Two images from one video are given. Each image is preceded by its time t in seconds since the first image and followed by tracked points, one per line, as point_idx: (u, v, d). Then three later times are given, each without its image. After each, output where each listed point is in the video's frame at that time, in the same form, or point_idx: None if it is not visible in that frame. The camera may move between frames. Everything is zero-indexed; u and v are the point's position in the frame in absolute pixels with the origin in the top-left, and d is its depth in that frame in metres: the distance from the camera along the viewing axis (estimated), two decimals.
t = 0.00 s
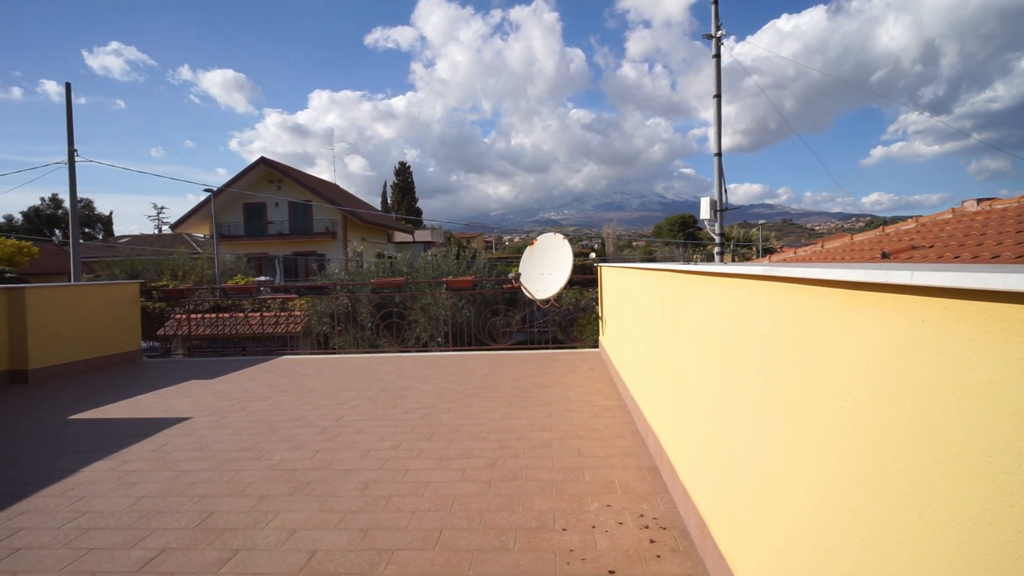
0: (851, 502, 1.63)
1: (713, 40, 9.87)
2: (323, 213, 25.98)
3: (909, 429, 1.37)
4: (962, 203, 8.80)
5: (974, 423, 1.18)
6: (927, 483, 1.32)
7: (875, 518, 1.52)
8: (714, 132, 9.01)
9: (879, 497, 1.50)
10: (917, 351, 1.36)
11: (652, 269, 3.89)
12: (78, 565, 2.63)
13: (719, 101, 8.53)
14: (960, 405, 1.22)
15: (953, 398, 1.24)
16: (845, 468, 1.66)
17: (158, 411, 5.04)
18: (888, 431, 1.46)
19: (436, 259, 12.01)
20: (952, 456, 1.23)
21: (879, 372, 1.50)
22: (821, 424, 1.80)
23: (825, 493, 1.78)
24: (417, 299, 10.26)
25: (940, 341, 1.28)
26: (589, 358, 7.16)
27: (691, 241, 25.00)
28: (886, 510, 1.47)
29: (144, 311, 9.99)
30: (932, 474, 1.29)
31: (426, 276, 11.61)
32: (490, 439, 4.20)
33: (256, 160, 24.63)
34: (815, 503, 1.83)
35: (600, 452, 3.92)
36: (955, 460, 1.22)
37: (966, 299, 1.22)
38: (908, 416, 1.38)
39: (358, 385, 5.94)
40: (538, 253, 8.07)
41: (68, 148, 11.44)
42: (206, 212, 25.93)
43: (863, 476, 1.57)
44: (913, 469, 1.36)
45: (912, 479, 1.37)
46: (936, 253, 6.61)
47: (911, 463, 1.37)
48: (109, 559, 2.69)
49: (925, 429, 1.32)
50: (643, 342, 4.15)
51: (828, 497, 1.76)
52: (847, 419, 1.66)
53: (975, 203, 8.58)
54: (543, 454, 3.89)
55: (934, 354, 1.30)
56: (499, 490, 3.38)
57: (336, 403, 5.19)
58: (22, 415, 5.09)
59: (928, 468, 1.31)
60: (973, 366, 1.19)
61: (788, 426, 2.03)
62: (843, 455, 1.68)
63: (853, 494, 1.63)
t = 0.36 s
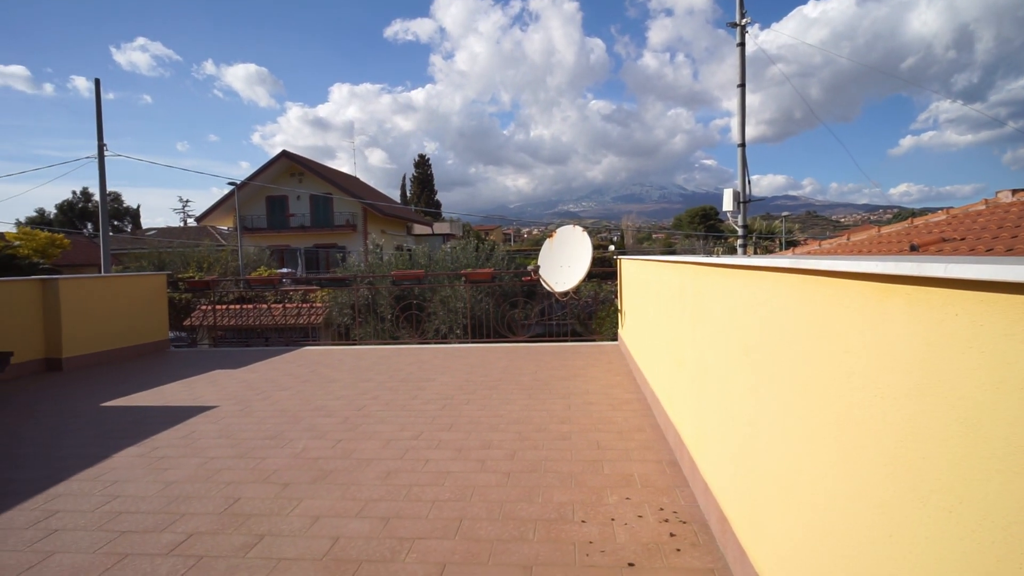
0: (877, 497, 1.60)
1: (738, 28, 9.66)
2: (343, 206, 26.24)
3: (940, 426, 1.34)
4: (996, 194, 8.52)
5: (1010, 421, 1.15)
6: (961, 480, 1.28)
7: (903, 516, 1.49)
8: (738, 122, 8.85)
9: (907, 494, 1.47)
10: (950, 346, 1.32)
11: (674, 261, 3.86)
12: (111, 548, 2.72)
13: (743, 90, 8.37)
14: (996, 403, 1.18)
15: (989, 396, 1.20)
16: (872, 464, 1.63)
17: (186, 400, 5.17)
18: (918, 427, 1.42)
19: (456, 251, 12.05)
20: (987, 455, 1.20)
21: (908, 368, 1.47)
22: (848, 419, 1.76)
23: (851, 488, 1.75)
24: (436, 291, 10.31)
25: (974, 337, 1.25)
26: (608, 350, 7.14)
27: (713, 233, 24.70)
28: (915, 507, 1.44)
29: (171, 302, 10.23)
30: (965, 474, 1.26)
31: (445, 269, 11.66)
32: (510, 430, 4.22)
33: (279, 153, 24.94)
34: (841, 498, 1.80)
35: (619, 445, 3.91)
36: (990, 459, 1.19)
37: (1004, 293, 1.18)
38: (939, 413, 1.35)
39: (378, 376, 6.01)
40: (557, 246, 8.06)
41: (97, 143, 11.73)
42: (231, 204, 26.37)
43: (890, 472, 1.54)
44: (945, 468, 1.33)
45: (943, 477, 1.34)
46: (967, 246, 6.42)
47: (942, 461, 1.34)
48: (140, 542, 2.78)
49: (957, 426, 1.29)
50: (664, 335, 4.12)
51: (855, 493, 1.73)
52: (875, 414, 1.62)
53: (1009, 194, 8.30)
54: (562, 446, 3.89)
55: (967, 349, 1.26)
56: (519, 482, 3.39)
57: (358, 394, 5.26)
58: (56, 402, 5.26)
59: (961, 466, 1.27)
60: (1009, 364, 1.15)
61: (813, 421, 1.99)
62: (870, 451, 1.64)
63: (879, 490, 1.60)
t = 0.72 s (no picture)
0: (902, 497, 1.57)
1: (762, 20, 9.48)
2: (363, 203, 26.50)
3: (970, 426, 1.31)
4: None
5: None
6: (991, 481, 1.25)
7: (928, 517, 1.46)
8: (760, 117, 8.70)
9: (933, 495, 1.44)
10: (981, 343, 1.28)
11: (694, 258, 3.82)
12: (139, 536, 2.80)
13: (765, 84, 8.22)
14: None
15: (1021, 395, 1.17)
16: (896, 464, 1.59)
17: (212, 393, 5.29)
18: (948, 425, 1.39)
19: (474, 248, 12.08)
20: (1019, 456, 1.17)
21: (935, 366, 1.44)
22: (872, 418, 1.73)
23: (876, 489, 1.71)
24: (455, 288, 10.33)
25: (1005, 335, 1.22)
26: (627, 348, 7.10)
27: (734, 229, 24.39)
28: (941, 507, 1.41)
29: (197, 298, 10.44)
30: (996, 475, 1.23)
31: (464, 265, 11.69)
32: (528, 427, 4.23)
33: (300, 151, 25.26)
34: (864, 499, 1.77)
35: (638, 443, 3.89)
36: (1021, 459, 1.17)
37: None
38: (968, 413, 1.32)
39: (398, 372, 6.07)
40: (575, 243, 8.03)
41: (126, 142, 12.01)
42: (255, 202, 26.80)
43: (917, 472, 1.51)
44: (974, 468, 1.30)
45: (973, 478, 1.31)
46: (998, 243, 6.24)
47: (971, 462, 1.31)
48: (168, 531, 2.85)
49: (988, 426, 1.26)
50: (684, 333, 4.08)
51: (879, 493, 1.69)
52: (900, 414, 1.58)
53: None
54: (581, 443, 3.89)
55: (999, 347, 1.23)
56: (537, 478, 3.40)
57: (378, 389, 5.32)
58: (88, 395, 5.42)
59: (992, 467, 1.24)
60: None
61: (837, 420, 1.96)
62: (894, 451, 1.61)
63: (904, 490, 1.57)
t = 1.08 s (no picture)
0: (930, 502, 1.53)
1: (786, 14, 9.29)
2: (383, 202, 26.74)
3: (1003, 430, 1.27)
4: None
5: None
6: None
7: (958, 524, 1.42)
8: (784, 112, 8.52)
9: (963, 501, 1.40)
10: (1015, 345, 1.24)
11: (715, 257, 3.77)
12: (167, 527, 2.87)
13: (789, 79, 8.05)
14: None
15: None
16: (925, 468, 1.56)
17: (236, 388, 5.40)
18: (980, 429, 1.35)
19: (493, 247, 12.10)
20: None
21: (965, 369, 1.40)
22: (897, 419, 1.69)
23: (901, 493, 1.67)
24: (473, 286, 10.36)
25: None
26: (646, 347, 7.05)
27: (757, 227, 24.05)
28: (972, 514, 1.37)
29: (221, 295, 10.66)
30: None
31: (482, 263, 11.72)
32: (545, 425, 4.23)
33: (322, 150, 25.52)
34: (889, 503, 1.74)
35: (657, 442, 3.87)
36: None
37: None
38: (1001, 416, 1.28)
39: (417, 369, 6.12)
40: (594, 241, 7.99)
41: (153, 143, 12.29)
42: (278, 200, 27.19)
43: (946, 475, 1.47)
44: (1007, 473, 1.26)
45: (1005, 483, 1.27)
46: None
47: (1004, 467, 1.27)
48: (194, 522, 2.93)
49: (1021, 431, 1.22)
50: (704, 333, 4.04)
51: (905, 496, 1.66)
52: (927, 414, 1.55)
53: None
54: (599, 442, 3.88)
55: None
56: (555, 476, 3.41)
57: (397, 386, 5.38)
58: (117, 389, 5.57)
59: None
60: None
61: (862, 423, 1.92)
62: (921, 455, 1.57)
63: (932, 495, 1.53)
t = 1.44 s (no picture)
0: (957, 504, 1.50)
1: (812, 6, 9.09)
2: (402, 200, 26.92)
3: None
4: None
5: None
6: None
7: (987, 526, 1.38)
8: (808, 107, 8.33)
9: (993, 502, 1.36)
10: None
11: (737, 254, 3.73)
12: (193, 518, 2.94)
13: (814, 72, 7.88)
14: None
15: None
16: (952, 468, 1.52)
17: (259, 383, 5.49)
18: (1011, 429, 1.31)
19: (511, 244, 12.09)
20: None
21: (996, 367, 1.36)
22: (924, 418, 1.66)
23: (928, 494, 1.64)
24: (492, 283, 10.37)
25: None
26: (666, 345, 6.99)
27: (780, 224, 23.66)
28: (1002, 516, 1.33)
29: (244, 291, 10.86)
30: None
31: (500, 261, 11.71)
32: (563, 422, 4.22)
33: (342, 150, 25.73)
34: (915, 504, 1.70)
35: (677, 442, 3.83)
36: None
37: None
38: None
39: (435, 365, 6.15)
40: (613, 239, 7.94)
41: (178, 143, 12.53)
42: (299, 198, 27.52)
43: (980, 479, 1.41)
44: None
45: None
46: None
47: None
48: (219, 513, 2.99)
49: None
50: (725, 331, 3.99)
51: (931, 497, 1.62)
52: (959, 414, 1.49)
53: None
54: (617, 440, 3.86)
55: None
56: (573, 474, 3.40)
57: (416, 382, 5.42)
58: (145, 382, 5.71)
59: None
60: None
61: (886, 422, 1.88)
62: (949, 455, 1.54)
63: (960, 496, 1.49)
